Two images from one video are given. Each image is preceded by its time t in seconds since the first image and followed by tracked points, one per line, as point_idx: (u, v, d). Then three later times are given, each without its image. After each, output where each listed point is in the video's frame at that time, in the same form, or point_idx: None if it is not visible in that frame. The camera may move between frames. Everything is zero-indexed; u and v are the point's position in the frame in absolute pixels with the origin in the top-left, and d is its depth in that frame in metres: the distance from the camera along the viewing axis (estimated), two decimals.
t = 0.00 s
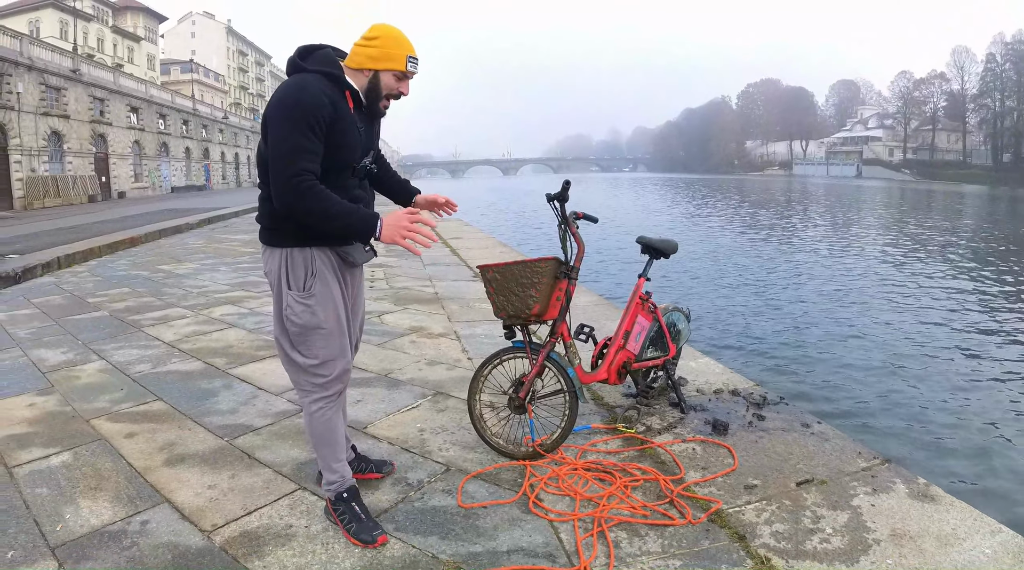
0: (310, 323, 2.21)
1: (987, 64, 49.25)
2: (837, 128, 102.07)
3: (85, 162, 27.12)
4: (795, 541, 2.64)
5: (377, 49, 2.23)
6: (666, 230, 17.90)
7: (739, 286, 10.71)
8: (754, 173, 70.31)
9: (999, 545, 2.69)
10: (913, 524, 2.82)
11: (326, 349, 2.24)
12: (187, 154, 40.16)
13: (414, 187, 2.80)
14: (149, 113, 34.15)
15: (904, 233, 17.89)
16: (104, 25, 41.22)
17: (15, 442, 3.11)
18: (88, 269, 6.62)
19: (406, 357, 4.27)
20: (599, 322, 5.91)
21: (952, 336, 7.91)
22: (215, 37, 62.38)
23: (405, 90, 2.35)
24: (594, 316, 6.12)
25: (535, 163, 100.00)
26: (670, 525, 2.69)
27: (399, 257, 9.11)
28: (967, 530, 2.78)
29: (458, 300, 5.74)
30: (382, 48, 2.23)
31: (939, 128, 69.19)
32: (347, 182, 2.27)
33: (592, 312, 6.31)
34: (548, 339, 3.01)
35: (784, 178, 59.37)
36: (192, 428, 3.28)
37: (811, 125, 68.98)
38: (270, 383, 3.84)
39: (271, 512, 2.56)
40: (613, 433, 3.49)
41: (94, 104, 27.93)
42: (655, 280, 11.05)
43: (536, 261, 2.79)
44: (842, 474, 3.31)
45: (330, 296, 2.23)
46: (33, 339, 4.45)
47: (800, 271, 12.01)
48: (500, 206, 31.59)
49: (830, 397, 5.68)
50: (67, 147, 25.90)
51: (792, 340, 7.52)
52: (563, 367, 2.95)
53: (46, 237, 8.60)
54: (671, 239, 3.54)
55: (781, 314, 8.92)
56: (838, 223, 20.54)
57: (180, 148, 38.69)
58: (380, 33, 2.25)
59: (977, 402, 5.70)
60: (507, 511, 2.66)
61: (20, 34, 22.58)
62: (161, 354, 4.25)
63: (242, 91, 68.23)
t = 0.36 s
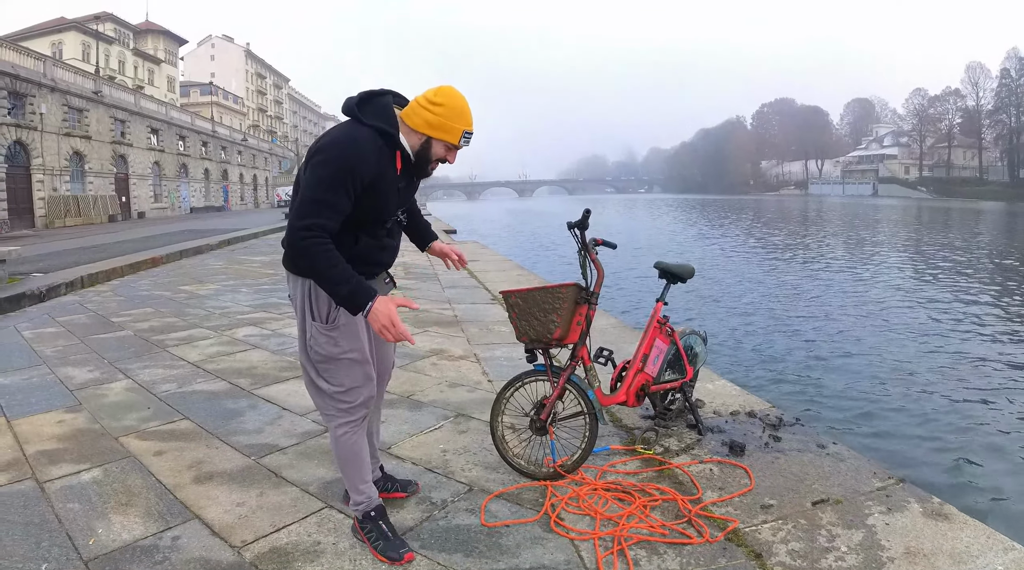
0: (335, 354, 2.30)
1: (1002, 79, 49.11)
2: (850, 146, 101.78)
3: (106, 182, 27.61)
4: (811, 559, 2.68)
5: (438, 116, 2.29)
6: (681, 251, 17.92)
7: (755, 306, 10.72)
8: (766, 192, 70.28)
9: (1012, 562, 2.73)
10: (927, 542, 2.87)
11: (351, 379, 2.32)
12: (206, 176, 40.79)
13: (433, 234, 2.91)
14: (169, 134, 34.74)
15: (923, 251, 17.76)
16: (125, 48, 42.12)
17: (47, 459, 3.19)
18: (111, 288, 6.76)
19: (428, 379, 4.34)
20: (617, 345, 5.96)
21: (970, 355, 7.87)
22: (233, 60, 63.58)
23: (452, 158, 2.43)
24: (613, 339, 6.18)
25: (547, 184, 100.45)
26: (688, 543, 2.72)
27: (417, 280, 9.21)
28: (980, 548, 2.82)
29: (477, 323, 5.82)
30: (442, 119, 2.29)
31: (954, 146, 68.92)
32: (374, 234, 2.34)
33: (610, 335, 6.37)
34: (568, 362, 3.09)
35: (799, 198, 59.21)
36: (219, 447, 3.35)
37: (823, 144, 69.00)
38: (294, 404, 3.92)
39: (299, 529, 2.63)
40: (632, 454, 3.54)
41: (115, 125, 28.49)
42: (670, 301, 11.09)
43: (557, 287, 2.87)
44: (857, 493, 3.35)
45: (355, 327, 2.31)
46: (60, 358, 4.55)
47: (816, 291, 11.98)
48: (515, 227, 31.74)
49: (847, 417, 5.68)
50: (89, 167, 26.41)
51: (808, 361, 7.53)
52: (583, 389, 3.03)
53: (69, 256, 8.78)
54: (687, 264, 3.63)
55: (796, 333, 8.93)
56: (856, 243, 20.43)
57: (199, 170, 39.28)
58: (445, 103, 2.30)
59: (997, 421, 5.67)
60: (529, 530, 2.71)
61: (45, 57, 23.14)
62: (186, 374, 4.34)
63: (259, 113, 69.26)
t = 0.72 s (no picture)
0: (354, 378, 2.30)
1: (1008, 89, 49.10)
2: (857, 155, 101.61)
3: (116, 194, 27.76)
4: None
5: (472, 154, 2.26)
6: (689, 263, 17.90)
7: (765, 318, 10.68)
8: (773, 203, 70.19)
9: None
10: (943, 558, 2.86)
11: (370, 404, 2.33)
12: (214, 189, 41.03)
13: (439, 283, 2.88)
14: (179, 147, 34.98)
15: (933, 261, 17.65)
16: (134, 61, 42.54)
17: (59, 473, 3.18)
18: (121, 301, 6.78)
19: (441, 395, 4.33)
20: (629, 359, 5.94)
21: (983, 365, 7.81)
22: (242, 73, 64.16)
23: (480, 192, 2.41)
24: (624, 354, 6.16)
25: (553, 196, 100.59)
26: (705, 561, 2.70)
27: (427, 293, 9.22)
28: (996, 564, 2.81)
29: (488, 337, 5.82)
30: (476, 156, 2.27)
31: (961, 155, 68.77)
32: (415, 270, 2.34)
33: (621, 350, 6.35)
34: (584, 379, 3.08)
35: (807, 209, 59.06)
36: (232, 463, 3.35)
37: (829, 154, 68.96)
38: (307, 419, 3.91)
39: (315, 547, 2.61)
40: (646, 471, 3.52)
41: (125, 137, 28.70)
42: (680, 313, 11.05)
43: (573, 305, 2.86)
44: (873, 509, 3.33)
45: (374, 351, 2.31)
46: (71, 371, 4.55)
47: (825, 302, 11.92)
48: (522, 239, 31.77)
49: (860, 429, 5.64)
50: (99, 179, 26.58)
51: (819, 372, 7.48)
52: (599, 407, 3.02)
53: (81, 268, 8.83)
54: (700, 279, 3.63)
55: (806, 345, 8.87)
56: (866, 253, 20.33)
57: (208, 182, 39.51)
58: (478, 138, 2.27)
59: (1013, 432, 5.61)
60: (545, 548, 2.69)
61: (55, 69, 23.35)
62: (198, 388, 4.34)
63: (267, 126, 69.71)
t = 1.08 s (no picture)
0: (376, 390, 2.29)
1: (1007, 92, 49.17)
2: (858, 160, 101.66)
3: (117, 203, 27.78)
4: None
5: (496, 197, 2.27)
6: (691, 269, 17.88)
7: (768, 324, 10.66)
8: (775, 209, 70.19)
9: None
10: None
11: (393, 415, 2.33)
12: (216, 197, 41.10)
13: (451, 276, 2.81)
14: (181, 156, 35.05)
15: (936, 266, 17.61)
16: (136, 69, 42.69)
17: (63, 488, 3.18)
18: (124, 311, 6.79)
19: (444, 407, 4.33)
20: (633, 369, 5.93)
21: (988, 369, 7.78)
22: (243, 81, 64.40)
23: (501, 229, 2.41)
24: (628, 363, 6.15)
25: (555, 203, 100.62)
26: None
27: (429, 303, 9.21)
28: None
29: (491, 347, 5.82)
30: (500, 200, 2.28)
31: (962, 159, 68.75)
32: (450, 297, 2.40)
33: (624, 359, 6.34)
34: (587, 393, 3.08)
35: (809, 215, 59.03)
36: (236, 477, 3.34)
37: (830, 159, 68.98)
38: (311, 432, 3.90)
39: (320, 563, 2.61)
40: (650, 483, 3.52)
41: (127, 146, 28.71)
42: (682, 319, 11.03)
43: (576, 320, 2.88)
44: (877, 520, 3.32)
45: (396, 365, 2.33)
46: (74, 383, 4.55)
47: (828, 307, 11.90)
48: (524, 246, 31.76)
49: (864, 435, 5.63)
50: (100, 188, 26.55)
51: (823, 378, 7.46)
52: (602, 421, 3.02)
53: (84, 279, 8.84)
54: (704, 291, 3.63)
55: (809, 351, 8.85)
56: (868, 258, 20.29)
57: (210, 191, 39.57)
58: (502, 182, 2.27)
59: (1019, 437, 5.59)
60: (550, 563, 2.69)
61: (57, 79, 23.40)
62: (201, 401, 4.34)
63: (268, 134, 69.90)
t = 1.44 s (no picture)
0: (370, 388, 2.33)
1: (1008, 93, 49.10)
2: (859, 161, 101.62)
3: (119, 205, 27.87)
4: None
5: (487, 187, 2.33)
6: (691, 271, 17.89)
7: (767, 326, 10.66)
8: (775, 211, 70.16)
9: None
10: None
11: (386, 414, 2.36)
12: (217, 199, 41.20)
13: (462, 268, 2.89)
14: (182, 158, 35.15)
15: (936, 267, 17.60)
16: (138, 72, 42.86)
17: (63, 488, 3.22)
18: (125, 314, 6.84)
19: (441, 409, 4.36)
20: (630, 371, 5.96)
21: (986, 371, 7.79)
22: (245, 83, 64.57)
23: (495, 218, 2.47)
24: (625, 366, 6.17)
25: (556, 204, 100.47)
26: None
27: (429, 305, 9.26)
28: None
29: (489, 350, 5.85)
30: (491, 184, 2.34)
31: (963, 161, 68.68)
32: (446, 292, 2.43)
33: (621, 361, 6.36)
34: (581, 396, 3.11)
35: (809, 215, 58.71)
36: (234, 478, 3.38)
37: (831, 161, 68.93)
38: (309, 434, 3.94)
39: (315, 563, 2.65)
40: (644, 485, 3.54)
41: (129, 149, 28.78)
42: (680, 321, 11.05)
43: (569, 323, 2.91)
44: (870, 522, 3.34)
45: (390, 365, 2.37)
46: (75, 385, 4.59)
47: (827, 309, 11.91)
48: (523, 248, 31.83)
49: (860, 436, 5.64)
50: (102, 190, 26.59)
51: (821, 379, 7.49)
52: (596, 423, 3.05)
53: (85, 280, 8.89)
54: (698, 294, 3.66)
55: (807, 352, 8.87)
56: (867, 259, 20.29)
57: (212, 193, 39.67)
58: (492, 170, 2.34)
59: (1015, 438, 5.61)
60: (543, 563, 2.71)
61: (59, 82, 23.48)
62: (201, 403, 4.37)
63: (270, 136, 70.07)
